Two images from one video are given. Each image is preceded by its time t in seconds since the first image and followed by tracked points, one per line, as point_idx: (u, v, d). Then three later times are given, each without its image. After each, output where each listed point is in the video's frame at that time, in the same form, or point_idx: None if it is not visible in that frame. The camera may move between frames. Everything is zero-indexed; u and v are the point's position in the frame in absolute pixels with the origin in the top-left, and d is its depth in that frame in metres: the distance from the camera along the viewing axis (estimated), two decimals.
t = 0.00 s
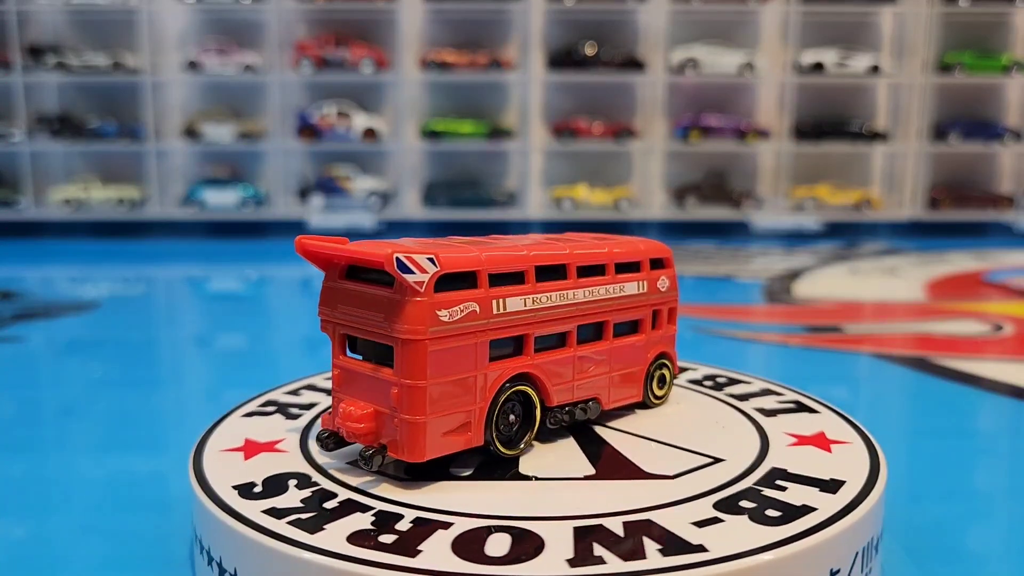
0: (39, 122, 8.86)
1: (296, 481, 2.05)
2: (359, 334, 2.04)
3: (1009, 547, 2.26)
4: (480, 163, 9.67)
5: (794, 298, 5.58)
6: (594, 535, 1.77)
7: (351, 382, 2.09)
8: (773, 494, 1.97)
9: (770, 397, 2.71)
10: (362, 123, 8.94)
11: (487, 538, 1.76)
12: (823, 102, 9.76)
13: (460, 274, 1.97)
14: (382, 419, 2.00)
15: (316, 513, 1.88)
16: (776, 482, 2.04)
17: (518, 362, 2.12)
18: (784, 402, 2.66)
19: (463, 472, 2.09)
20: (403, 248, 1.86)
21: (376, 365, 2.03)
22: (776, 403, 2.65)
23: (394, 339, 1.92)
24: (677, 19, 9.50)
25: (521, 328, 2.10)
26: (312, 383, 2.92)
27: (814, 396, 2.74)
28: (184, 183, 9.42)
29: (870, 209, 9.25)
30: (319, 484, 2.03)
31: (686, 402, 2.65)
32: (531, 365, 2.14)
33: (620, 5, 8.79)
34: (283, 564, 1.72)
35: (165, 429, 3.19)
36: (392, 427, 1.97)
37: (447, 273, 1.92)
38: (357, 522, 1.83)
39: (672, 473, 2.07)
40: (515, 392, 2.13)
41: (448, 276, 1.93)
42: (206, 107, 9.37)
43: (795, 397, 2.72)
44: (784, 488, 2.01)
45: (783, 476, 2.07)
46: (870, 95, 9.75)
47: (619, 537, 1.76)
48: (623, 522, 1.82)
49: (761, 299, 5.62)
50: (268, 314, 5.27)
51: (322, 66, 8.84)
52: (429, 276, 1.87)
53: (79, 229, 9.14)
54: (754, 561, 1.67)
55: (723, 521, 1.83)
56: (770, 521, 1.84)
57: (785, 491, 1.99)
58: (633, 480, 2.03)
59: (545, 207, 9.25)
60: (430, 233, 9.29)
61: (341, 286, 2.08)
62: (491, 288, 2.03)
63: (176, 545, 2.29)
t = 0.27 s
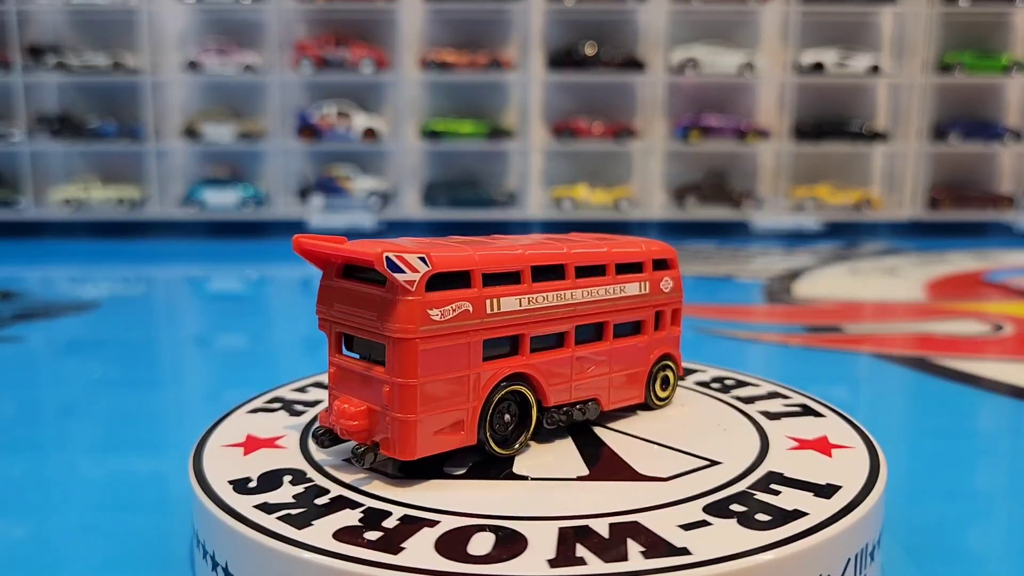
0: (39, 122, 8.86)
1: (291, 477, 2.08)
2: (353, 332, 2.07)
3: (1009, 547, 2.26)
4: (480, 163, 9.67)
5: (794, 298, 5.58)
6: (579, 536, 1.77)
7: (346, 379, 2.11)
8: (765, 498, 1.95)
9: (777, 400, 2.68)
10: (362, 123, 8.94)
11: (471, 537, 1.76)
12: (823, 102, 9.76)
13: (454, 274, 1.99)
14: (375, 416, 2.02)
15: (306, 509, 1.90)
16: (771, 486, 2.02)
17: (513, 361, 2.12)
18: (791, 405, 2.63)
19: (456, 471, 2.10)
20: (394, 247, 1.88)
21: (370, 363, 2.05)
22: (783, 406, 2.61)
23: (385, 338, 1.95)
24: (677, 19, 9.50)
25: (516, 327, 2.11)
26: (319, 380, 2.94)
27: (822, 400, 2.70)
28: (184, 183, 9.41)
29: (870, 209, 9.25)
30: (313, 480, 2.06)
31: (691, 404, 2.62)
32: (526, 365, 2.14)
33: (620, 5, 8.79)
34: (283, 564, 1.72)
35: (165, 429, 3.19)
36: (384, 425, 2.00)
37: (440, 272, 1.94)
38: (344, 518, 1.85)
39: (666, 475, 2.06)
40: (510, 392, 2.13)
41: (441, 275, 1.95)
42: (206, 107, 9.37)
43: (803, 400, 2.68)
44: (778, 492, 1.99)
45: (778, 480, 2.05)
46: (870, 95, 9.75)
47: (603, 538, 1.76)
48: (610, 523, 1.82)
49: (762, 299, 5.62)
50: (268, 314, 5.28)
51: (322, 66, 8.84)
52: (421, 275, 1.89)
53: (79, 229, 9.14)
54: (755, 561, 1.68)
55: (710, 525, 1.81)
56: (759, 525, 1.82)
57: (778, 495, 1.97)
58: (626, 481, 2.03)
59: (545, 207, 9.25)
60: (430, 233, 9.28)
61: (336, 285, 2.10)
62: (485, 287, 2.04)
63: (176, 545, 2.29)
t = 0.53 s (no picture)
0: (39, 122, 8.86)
1: (286, 473, 2.10)
2: (348, 330, 2.08)
3: (1009, 547, 2.26)
4: (480, 163, 9.67)
5: (794, 298, 5.58)
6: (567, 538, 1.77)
7: (342, 377, 2.13)
8: (757, 502, 1.93)
9: (783, 403, 2.65)
10: (362, 123, 8.94)
11: (456, 535, 1.78)
12: (823, 102, 9.76)
13: (447, 273, 2.00)
14: (368, 414, 2.04)
15: (298, 505, 1.92)
16: (764, 490, 2.00)
17: (509, 361, 2.13)
18: (796, 408, 2.60)
19: (451, 470, 2.11)
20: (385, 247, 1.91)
21: (364, 361, 2.07)
22: (788, 409, 2.58)
23: (378, 336, 1.96)
24: (677, 19, 9.50)
25: (512, 327, 2.11)
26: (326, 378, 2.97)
27: (828, 403, 2.67)
28: (184, 183, 9.41)
29: (870, 209, 9.26)
30: (308, 476, 2.08)
31: (694, 406, 2.60)
32: (522, 365, 2.15)
33: (620, 5, 8.79)
34: (283, 564, 1.72)
35: (165, 429, 3.19)
36: (377, 422, 2.01)
37: (432, 272, 1.96)
38: (333, 514, 1.87)
39: (659, 477, 2.05)
40: (505, 391, 2.14)
41: (433, 275, 1.97)
42: (206, 107, 9.37)
43: (808, 404, 2.65)
44: (771, 496, 1.97)
45: (773, 484, 2.03)
46: (870, 95, 9.74)
47: (590, 540, 1.76)
48: (597, 525, 1.82)
49: (762, 299, 5.62)
50: (268, 314, 5.27)
51: (322, 66, 8.84)
52: (412, 274, 1.91)
53: (79, 229, 9.14)
54: (755, 561, 1.68)
55: (700, 527, 1.81)
56: (747, 529, 1.81)
57: (770, 499, 1.95)
58: (620, 483, 2.02)
59: (545, 207, 9.25)
60: (430, 233, 9.28)
61: (332, 284, 2.12)
62: (480, 287, 2.05)
63: (176, 545, 2.29)
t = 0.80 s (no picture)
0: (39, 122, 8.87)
1: (283, 469, 2.13)
2: (344, 328, 2.10)
3: (1009, 547, 2.26)
4: (480, 163, 9.67)
5: (794, 298, 5.58)
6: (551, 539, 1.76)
7: (338, 375, 2.14)
8: (748, 506, 1.92)
9: (788, 406, 2.62)
10: (362, 123, 8.95)
11: (442, 533, 1.78)
12: (823, 102, 9.75)
13: (442, 273, 2.01)
14: (362, 411, 2.05)
15: (290, 501, 1.94)
16: (756, 493, 1.98)
17: (505, 361, 2.13)
18: (801, 411, 2.57)
19: (445, 468, 2.12)
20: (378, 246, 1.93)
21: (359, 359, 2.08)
22: (793, 413, 2.55)
23: (370, 334, 1.97)
24: (677, 19, 9.50)
25: (507, 326, 2.11)
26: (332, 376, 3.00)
27: (834, 407, 2.63)
28: (184, 183, 9.41)
29: (870, 209, 9.26)
30: (304, 472, 2.11)
31: (697, 408, 2.58)
32: (519, 365, 2.14)
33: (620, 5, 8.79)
34: (283, 564, 1.72)
35: (165, 429, 3.19)
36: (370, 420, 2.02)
37: (426, 272, 1.97)
38: (323, 510, 1.89)
39: (652, 479, 2.04)
40: (500, 391, 2.14)
41: (427, 275, 1.97)
42: (206, 107, 9.37)
43: (814, 407, 2.62)
44: (764, 499, 1.95)
45: (767, 488, 2.02)
46: (870, 95, 9.74)
47: (574, 540, 1.75)
48: (583, 526, 1.82)
49: (762, 298, 5.62)
50: (267, 314, 5.27)
51: (322, 66, 8.84)
52: (404, 274, 1.92)
53: (78, 229, 9.14)
54: (754, 561, 1.68)
55: (688, 528, 1.80)
56: (737, 532, 1.79)
57: (763, 503, 1.93)
58: (613, 484, 2.02)
59: (545, 207, 9.25)
60: (430, 233, 9.28)
61: (328, 283, 2.13)
62: (474, 287, 2.05)
63: (176, 545, 2.29)
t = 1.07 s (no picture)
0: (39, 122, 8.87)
1: (279, 465, 2.16)
2: (340, 328, 2.12)
3: (1008, 547, 2.26)
4: (480, 163, 9.67)
5: (794, 298, 5.58)
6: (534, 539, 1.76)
7: (336, 372, 2.17)
8: (741, 509, 1.90)
9: (794, 408, 2.59)
10: (362, 123, 8.95)
11: (427, 532, 1.79)
12: (823, 102, 9.75)
13: (436, 273, 2.02)
14: (357, 410, 2.07)
15: (283, 497, 1.96)
16: (749, 497, 1.96)
17: (501, 360, 2.14)
18: (806, 415, 2.54)
19: (441, 467, 2.13)
20: (370, 245, 1.94)
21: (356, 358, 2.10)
22: (798, 416, 2.52)
23: (365, 333, 1.99)
24: (677, 19, 9.49)
25: (502, 327, 2.12)
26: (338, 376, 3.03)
27: (841, 411, 2.60)
28: (184, 183, 9.42)
29: (870, 209, 9.26)
30: (299, 468, 2.13)
31: (701, 410, 2.56)
32: (514, 365, 2.15)
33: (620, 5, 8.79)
34: (283, 564, 1.73)
35: (165, 429, 3.19)
36: (364, 418, 2.04)
37: (419, 271, 1.98)
38: (315, 506, 1.92)
39: (645, 481, 2.04)
40: (496, 390, 2.15)
41: (421, 274, 1.99)
42: (206, 107, 9.37)
43: (820, 411, 2.58)
44: (756, 503, 1.93)
45: (761, 491, 2.00)
46: (870, 95, 9.74)
47: (559, 540, 1.76)
48: (570, 526, 1.82)
49: (762, 299, 5.62)
50: (267, 314, 5.27)
51: (322, 66, 8.84)
52: (397, 273, 1.94)
53: (78, 229, 9.14)
54: (754, 561, 1.69)
55: (672, 531, 1.79)
56: (725, 536, 1.78)
57: (755, 507, 1.91)
58: (606, 485, 2.01)
59: (545, 207, 9.25)
60: (430, 233, 9.28)
61: (327, 282, 2.15)
62: (469, 286, 2.06)
63: (176, 545, 2.29)
